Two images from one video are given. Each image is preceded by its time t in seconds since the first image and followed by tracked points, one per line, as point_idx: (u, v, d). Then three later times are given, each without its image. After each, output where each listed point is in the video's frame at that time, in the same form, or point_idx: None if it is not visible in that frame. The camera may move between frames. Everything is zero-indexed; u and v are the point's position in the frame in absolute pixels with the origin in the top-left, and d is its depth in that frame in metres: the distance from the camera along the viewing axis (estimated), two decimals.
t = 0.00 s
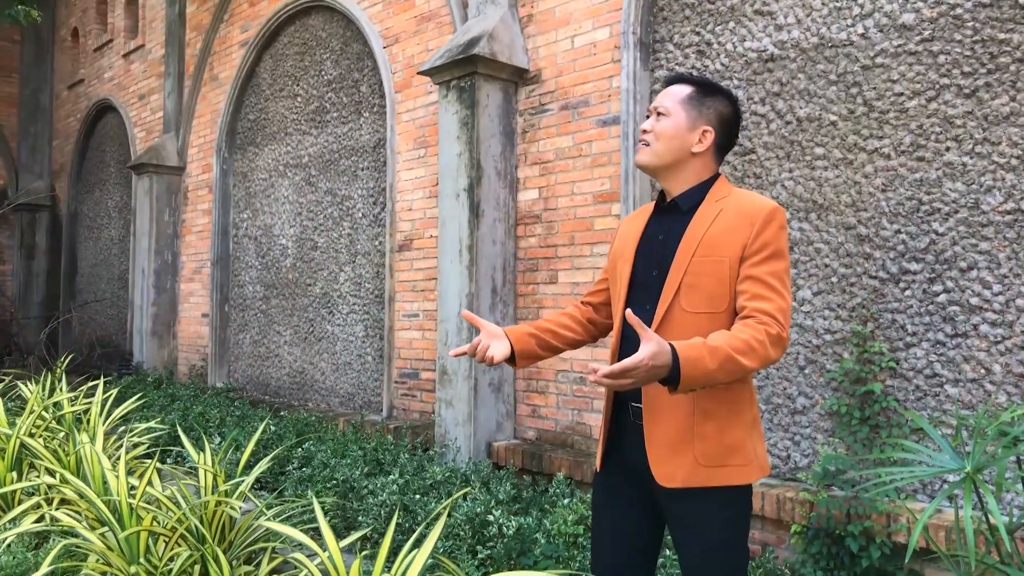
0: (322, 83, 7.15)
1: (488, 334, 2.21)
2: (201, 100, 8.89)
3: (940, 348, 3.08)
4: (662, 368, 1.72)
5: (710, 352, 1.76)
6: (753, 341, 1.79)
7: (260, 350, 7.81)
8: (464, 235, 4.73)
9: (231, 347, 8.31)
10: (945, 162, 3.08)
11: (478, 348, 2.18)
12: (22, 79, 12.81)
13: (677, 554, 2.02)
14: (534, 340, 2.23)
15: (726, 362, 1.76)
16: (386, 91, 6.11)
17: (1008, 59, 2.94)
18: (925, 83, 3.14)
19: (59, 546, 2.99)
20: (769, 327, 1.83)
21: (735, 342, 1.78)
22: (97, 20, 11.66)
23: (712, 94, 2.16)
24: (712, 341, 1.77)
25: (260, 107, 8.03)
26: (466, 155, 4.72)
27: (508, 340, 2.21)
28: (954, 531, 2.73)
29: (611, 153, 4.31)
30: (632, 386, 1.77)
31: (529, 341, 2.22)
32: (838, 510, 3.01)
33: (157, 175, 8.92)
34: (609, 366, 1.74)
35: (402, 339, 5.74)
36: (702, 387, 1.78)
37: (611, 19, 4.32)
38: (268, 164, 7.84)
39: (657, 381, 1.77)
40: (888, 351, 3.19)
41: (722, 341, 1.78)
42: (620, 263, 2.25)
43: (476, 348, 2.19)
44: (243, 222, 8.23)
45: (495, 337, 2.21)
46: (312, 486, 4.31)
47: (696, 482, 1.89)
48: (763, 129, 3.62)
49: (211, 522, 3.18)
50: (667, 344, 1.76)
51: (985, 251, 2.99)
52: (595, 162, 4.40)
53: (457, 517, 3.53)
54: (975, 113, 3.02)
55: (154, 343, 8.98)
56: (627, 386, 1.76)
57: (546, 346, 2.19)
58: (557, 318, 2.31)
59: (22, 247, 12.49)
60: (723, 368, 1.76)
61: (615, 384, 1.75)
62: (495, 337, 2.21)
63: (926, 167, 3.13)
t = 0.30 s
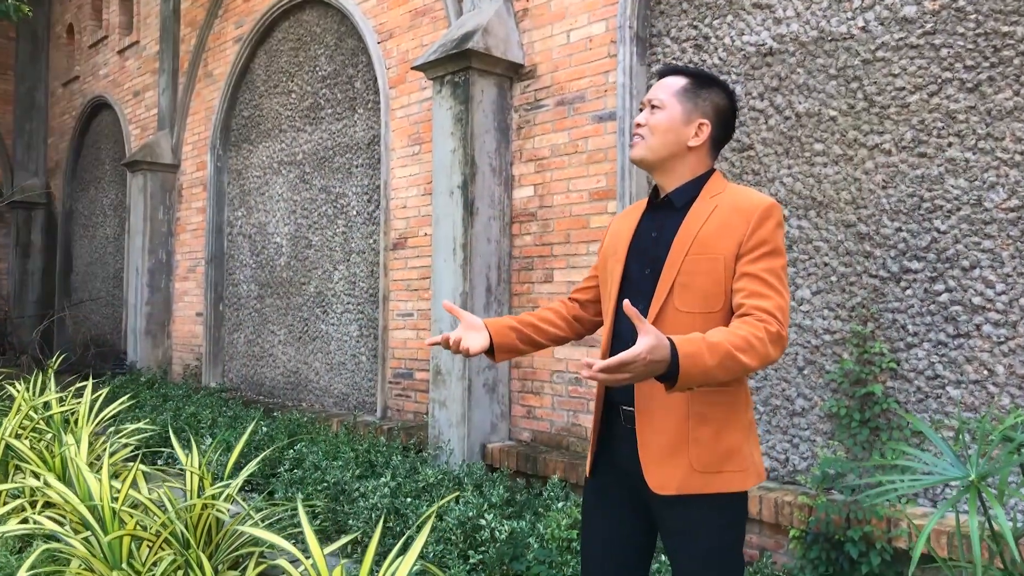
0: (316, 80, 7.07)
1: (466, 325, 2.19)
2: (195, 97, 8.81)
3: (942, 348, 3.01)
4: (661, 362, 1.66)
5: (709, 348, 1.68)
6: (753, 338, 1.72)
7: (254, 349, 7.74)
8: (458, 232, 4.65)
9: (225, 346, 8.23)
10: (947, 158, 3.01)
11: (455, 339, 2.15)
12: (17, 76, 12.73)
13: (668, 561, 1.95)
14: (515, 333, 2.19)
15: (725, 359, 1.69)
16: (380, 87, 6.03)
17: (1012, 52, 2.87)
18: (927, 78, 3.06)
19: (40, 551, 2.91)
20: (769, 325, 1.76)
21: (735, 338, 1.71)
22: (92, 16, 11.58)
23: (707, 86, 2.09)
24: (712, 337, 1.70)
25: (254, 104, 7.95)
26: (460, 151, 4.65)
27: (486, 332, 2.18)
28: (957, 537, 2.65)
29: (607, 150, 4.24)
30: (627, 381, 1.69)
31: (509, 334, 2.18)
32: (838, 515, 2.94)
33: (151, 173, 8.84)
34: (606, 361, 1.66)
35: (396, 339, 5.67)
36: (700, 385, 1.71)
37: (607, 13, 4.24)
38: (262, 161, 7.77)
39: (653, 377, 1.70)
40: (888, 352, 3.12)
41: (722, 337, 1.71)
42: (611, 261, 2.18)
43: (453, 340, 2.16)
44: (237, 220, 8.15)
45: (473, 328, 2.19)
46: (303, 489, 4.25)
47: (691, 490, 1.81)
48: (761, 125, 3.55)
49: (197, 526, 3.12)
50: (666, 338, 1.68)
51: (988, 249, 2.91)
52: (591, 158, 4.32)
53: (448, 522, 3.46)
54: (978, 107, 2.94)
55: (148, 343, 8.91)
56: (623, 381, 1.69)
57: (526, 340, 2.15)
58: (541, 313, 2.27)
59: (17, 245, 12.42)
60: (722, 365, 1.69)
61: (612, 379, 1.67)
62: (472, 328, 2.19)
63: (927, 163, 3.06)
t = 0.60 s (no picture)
0: (311, 77, 6.97)
1: (444, 320, 2.13)
2: (191, 95, 8.71)
3: (948, 354, 2.91)
4: (658, 366, 1.56)
5: (709, 354, 1.59)
6: (754, 346, 1.63)
7: (249, 350, 7.65)
8: (452, 233, 4.56)
9: (221, 347, 8.15)
10: (954, 157, 2.91)
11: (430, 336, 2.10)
12: (14, 74, 12.62)
13: None
14: (495, 332, 2.13)
15: (726, 366, 1.60)
16: (375, 85, 5.93)
17: (1021, 48, 2.77)
18: (933, 74, 2.96)
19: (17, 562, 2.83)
20: (770, 332, 1.66)
21: (736, 345, 1.62)
22: (89, 14, 11.48)
23: (703, 82, 2.00)
24: (711, 342, 1.61)
25: (249, 102, 7.85)
26: (455, 150, 4.55)
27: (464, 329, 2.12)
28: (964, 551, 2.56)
29: (604, 148, 4.14)
30: (622, 385, 1.59)
31: (487, 333, 2.12)
32: (840, 526, 2.87)
33: (147, 172, 8.75)
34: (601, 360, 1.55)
35: (391, 340, 5.58)
36: (698, 394, 1.62)
37: (604, 9, 4.15)
38: (257, 160, 7.68)
39: (648, 383, 1.61)
40: (893, 357, 3.02)
41: (722, 343, 1.62)
42: (602, 266, 2.09)
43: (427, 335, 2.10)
44: (232, 220, 8.06)
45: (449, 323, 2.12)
46: (293, 496, 4.16)
47: (687, 509, 1.72)
48: (762, 123, 3.45)
49: (178, 538, 3.03)
50: (664, 342, 1.59)
51: (997, 251, 2.81)
52: (588, 157, 4.22)
53: (440, 531, 3.36)
54: (986, 104, 2.84)
55: (143, 343, 8.82)
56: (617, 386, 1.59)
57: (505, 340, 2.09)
58: (526, 313, 2.20)
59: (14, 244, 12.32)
60: (722, 372, 1.59)
61: (607, 380, 1.56)
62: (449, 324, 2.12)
63: (934, 162, 2.96)
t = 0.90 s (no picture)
0: (310, 76, 6.90)
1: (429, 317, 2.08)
2: (191, 94, 8.65)
3: (957, 361, 2.82)
4: (653, 376, 1.47)
5: (706, 364, 1.50)
6: (753, 357, 1.54)
7: (249, 352, 7.59)
8: (450, 234, 4.48)
9: (221, 348, 8.09)
10: (963, 157, 2.82)
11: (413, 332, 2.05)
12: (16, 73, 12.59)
13: None
14: (481, 334, 2.06)
15: (723, 378, 1.51)
16: (374, 83, 5.85)
17: None
18: (942, 71, 2.86)
19: None
20: (769, 344, 1.58)
21: (734, 356, 1.53)
22: (90, 13, 11.43)
23: (702, 82, 1.92)
24: (709, 352, 1.52)
25: (249, 101, 7.79)
26: (452, 150, 4.46)
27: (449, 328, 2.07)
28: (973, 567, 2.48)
29: (604, 148, 4.05)
30: (613, 397, 1.49)
31: (473, 334, 2.06)
32: (844, 539, 2.80)
33: (147, 171, 8.70)
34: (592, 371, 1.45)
35: (390, 343, 5.50)
36: (694, 407, 1.53)
37: (604, 5, 4.06)
38: (257, 160, 7.62)
39: (642, 394, 1.51)
40: (900, 364, 2.93)
41: (720, 354, 1.53)
42: (596, 271, 2.02)
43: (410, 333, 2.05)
44: (232, 220, 8.00)
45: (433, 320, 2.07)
46: (288, 502, 4.10)
47: (682, 529, 1.64)
48: (766, 122, 3.36)
49: (165, 549, 2.96)
50: (659, 351, 1.50)
51: (1008, 255, 2.71)
52: (588, 157, 4.13)
53: (434, 541, 3.30)
54: (997, 103, 2.74)
55: (143, 344, 8.78)
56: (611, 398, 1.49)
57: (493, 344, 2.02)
58: (515, 316, 2.14)
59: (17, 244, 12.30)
60: (720, 384, 1.51)
61: (599, 392, 1.46)
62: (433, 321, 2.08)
63: (943, 162, 2.86)
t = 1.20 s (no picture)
0: (312, 75, 6.84)
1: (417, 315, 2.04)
2: (194, 93, 8.60)
3: (970, 368, 2.73)
4: (654, 381, 1.38)
5: (710, 372, 1.41)
6: (759, 367, 1.45)
7: (251, 353, 7.54)
8: (451, 235, 4.41)
9: (224, 349, 8.04)
10: (977, 157, 2.72)
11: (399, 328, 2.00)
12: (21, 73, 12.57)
13: None
14: (471, 335, 2.02)
15: (729, 388, 1.42)
16: (375, 82, 5.78)
17: None
18: (955, 68, 2.77)
19: None
20: (776, 354, 1.49)
21: (739, 364, 1.44)
22: (95, 12, 11.40)
23: (705, 80, 1.83)
24: (713, 359, 1.43)
25: (251, 100, 7.73)
26: (453, 150, 4.39)
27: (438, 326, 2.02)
28: None
29: (607, 148, 3.97)
30: (612, 402, 1.40)
31: (463, 334, 2.01)
32: (853, 551, 2.72)
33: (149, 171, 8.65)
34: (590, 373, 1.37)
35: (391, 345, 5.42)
36: (697, 418, 1.44)
37: (607, 1, 3.97)
38: (259, 160, 7.56)
39: (643, 401, 1.42)
40: (911, 370, 2.84)
41: (725, 362, 1.44)
42: (594, 277, 1.94)
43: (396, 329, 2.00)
44: (235, 220, 7.95)
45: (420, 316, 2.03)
46: (286, 509, 4.08)
47: (683, 551, 1.56)
48: (772, 121, 3.27)
49: (155, 560, 2.90)
50: (661, 356, 1.41)
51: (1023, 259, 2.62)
52: (590, 157, 4.06)
53: (432, 550, 3.25)
54: (1012, 101, 2.65)
55: (147, 345, 8.75)
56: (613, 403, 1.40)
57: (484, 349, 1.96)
58: (508, 318, 2.08)
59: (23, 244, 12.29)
60: (724, 394, 1.42)
61: (598, 396, 1.37)
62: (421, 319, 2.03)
63: (956, 162, 2.77)
